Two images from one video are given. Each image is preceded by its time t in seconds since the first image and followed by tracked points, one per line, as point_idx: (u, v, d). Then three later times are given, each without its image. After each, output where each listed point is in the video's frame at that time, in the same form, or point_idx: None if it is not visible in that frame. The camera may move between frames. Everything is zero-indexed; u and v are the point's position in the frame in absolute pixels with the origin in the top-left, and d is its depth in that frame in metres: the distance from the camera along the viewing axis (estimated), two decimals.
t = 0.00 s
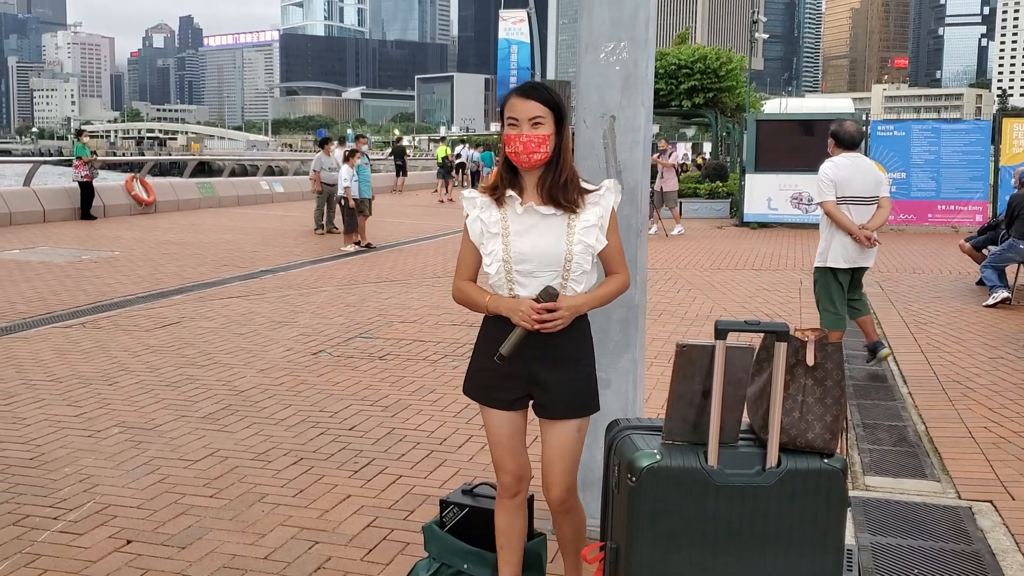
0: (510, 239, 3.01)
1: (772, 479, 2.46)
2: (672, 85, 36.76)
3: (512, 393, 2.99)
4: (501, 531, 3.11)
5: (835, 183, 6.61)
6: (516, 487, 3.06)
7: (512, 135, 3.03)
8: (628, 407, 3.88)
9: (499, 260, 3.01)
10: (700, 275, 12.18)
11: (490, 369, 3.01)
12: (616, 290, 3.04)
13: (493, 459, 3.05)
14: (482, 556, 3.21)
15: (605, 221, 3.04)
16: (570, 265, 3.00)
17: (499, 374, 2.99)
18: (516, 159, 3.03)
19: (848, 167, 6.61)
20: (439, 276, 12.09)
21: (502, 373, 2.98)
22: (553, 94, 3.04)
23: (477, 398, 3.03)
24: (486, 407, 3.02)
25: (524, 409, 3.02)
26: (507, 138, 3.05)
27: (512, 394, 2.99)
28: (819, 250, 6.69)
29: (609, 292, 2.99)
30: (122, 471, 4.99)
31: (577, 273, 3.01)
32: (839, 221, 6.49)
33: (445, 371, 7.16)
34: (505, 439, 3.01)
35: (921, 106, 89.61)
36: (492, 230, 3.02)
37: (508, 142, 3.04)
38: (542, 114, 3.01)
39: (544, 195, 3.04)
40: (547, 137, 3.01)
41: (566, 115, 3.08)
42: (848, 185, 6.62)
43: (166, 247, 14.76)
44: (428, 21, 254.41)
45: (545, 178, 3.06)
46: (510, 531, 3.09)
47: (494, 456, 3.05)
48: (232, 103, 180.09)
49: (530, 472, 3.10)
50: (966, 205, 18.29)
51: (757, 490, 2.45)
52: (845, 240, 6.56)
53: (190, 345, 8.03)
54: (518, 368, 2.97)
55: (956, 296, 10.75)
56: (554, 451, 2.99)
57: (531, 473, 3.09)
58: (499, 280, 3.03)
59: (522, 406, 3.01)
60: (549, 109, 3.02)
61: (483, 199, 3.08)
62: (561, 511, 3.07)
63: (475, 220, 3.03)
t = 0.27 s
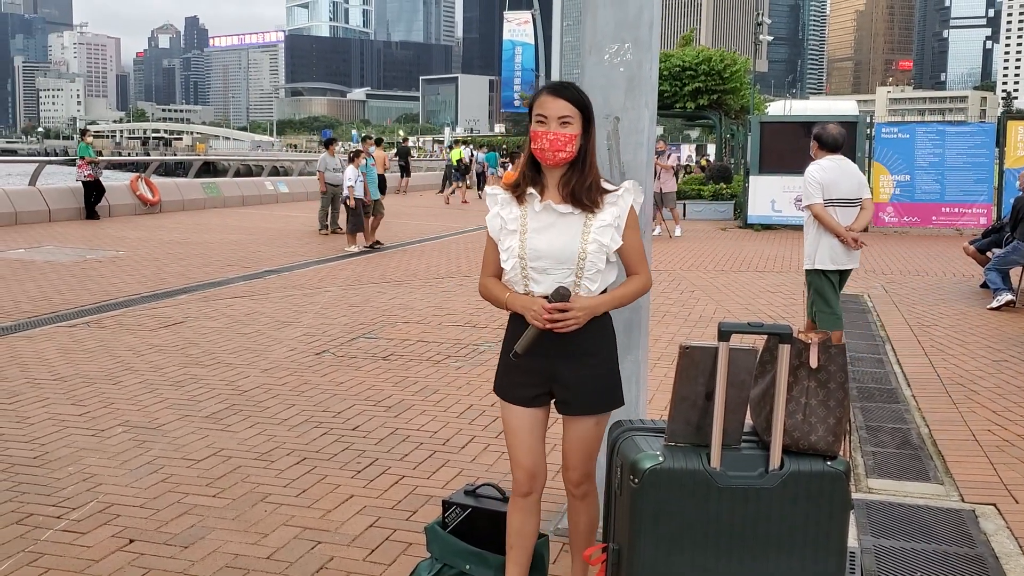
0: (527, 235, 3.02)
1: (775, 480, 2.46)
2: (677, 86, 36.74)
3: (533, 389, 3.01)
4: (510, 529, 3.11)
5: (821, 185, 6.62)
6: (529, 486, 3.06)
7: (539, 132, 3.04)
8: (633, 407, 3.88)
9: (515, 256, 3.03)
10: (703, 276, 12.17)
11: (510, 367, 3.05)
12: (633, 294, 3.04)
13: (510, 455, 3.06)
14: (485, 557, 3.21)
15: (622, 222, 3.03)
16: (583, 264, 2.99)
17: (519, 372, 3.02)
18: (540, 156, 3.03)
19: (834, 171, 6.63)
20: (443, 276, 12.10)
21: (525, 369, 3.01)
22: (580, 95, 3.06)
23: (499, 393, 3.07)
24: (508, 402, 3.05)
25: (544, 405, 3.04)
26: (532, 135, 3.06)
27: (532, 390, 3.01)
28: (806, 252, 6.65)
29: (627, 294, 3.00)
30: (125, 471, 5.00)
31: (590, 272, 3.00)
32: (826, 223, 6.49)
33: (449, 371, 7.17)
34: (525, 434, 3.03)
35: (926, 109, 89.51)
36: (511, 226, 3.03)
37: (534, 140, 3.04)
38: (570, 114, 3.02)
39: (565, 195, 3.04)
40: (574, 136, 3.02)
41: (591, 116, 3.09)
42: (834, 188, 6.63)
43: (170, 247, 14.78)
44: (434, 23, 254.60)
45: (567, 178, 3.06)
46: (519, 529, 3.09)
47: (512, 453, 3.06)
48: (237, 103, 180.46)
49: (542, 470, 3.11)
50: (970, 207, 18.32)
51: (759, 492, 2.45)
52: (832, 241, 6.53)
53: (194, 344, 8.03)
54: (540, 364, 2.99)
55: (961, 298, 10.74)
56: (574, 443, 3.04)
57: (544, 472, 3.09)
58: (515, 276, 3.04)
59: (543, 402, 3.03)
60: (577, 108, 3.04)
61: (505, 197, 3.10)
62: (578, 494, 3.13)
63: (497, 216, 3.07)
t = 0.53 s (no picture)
0: (531, 233, 3.10)
1: (773, 479, 2.46)
2: (676, 86, 36.75)
3: (541, 386, 3.05)
4: (514, 527, 3.13)
5: (807, 185, 6.58)
6: (533, 481, 3.08)
7: (542, 143, 3.08)
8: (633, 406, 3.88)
9: (519, 253, 3.12)
10: (703, 276, 12.18)
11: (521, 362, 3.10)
12: (633, 300, 3.02)
13: (516, 451, 3.10)
14: (485, 557, 3.22)
15: (621, 225, 3.02)
16: (577, 265, 3.02)
17: (530, 369, 3.06)
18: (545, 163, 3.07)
19: (819, 170, 6.61)
20: (442, 277, 12.10)
21: (535, 366, 3.06)
22: (582, 104, 3.04)
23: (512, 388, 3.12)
24: (517, 399, 3.09)
25: (553, 404, 3.07)
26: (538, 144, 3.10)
27: (540, 387, 3.05)
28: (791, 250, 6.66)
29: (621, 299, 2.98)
30: (124, 472, 5.00)
31: (585, 274, 3.02)
32: (811, 223, 6.50)
33: (448, 371, 7.17)
34: (532, 431, 3.07)
35: (925, 108, 89.57)
36: (517, 224, 3.14)
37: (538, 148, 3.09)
38: (570, 125, 3.02)
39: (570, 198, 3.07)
40: (575, 145, 3.02)
41: (594, 123, 3.06)
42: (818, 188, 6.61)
43: (169, 248, 14.78)
44: (433, 23, 254.55)
45: (572, 184, 3.08)
46: (523, 528, 3.11)
47: (518, 449, 3.10)
48: (237, 104, 180.50)
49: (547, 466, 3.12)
50: (968, 206, 18.30)
51: (758, 491, 2.46)
52: (817, 242, 6.58)
53: (193, 345, 8.03)
54: (547, 363, 3.03)
55: (959, 298, 10.74)
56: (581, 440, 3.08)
57: (549, 469, 3.11)
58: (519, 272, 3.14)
59: (550, 401, 3.06)
60: (581, 117, 3.03)
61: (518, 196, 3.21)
62: (586, 491, 3.13)
63: (507, 213, 3.19)
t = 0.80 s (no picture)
0: (534, 246, 3.11)
1: (773, 479, 2.46)
2: (675, 86, 36.77)
3: (548, 386, 3.08)
4: (518, 526, 3.13)
5: (786, 180, 6.66)
6: (538, 481, 3.08)
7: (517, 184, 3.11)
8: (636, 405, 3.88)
9: (523, 264, 3.15)
10: (702, 276, 12.18)
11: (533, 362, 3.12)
12: (637, 303, 3.05)
13: (523, 450, 3.11)
14: (484, 557, 3.23)
15: (620, 237, 3.02)
16: (581, 277, 3.03)
17: (539, 369, 3.09)
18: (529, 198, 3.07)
19: (797, 166, 6.69)
20: (441, 277, 12.10)
21: (544, 368, 3.09)
22: (537, 150, 2.95)
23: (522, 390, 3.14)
24: (527, 400, 3.12)
25: (561, 403, 3.10)
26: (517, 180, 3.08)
27: (548, 386, 3.08)
28: (767, 243, 6.68)
29: (625, 306, 3.01)
30: (123, 472, 5.00)
31: (589, 285, 3.03)
32: (788, 216, 6.55)
33: (447, 371, 7.17)
34: (539, 429, 3.09)
35: (923, 109, 89.62)
36: (519, 238, 3.17)
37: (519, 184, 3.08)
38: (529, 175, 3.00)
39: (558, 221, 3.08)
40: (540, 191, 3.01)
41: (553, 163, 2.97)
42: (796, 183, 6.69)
43: (168, 247, 14.78)
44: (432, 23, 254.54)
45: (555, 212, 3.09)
46: (527, 527, 3.12)
47: (525, 448, 3.10)
48: (236, 103, 180.50)
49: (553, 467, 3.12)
50: (966, 206, 18.30)
51: (757, 491, 2.46)
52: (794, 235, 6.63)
53: (191, 345, 8.03)
54: (556, 363, 3.06)
55: (958, 298, 10.75)
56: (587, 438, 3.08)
57: (554, 469, 3.10)
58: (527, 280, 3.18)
59: (558, 400, 3.09)
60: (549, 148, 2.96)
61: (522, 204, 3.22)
62: (587, 488, 3.13)
63: (511, 223, 3.22)
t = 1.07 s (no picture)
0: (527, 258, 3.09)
1: (773, 480, 2.45)
2: (675, 86, 36.79)
3: (553, 387, 3.07)
4: (521, 526, 3.12)
5: (767, 176, 6.87)
6: (542, 482, 3.07)
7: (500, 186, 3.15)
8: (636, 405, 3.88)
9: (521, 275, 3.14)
10: (701, 276, 12.17)
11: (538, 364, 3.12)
12: (643, 299, 3.05)
13: (527, 451, 3.10)
14: (483, 557, 3.22)
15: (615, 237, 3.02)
16: (581, 282, 3.02)
17: (541, 372, 3.08)
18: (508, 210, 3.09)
19: (779, 164, 6.90)
20: (440, 277, 12.09)
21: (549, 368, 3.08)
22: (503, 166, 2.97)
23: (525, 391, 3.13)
24: (532, 401, 3.11)
25: (566, 403, 3.09)
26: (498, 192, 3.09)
27: (552, 387, 3.07)
28: (746, 237, 6.90)
29: (631, 306, 3.00)
30: (121, 472, 4.99)
31: (590, 288, 3.02)
32: (769, 211, 6.76)
33: (446, 371, 7.16)
34: (543, 430, 3.08)
35: (923, 109, 89.61)
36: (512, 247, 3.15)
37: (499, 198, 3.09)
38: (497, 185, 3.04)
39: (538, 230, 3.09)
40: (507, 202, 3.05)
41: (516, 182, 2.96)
42: (778, 180, 6.89)
43: (166, 247, 14.75)
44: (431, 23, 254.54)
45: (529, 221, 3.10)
46: (531, 527, 3.11)
47: (529, 449, 3.09)
48: (235, 103, 180.50)
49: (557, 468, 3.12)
50: (965, 206, 18.29)
51: (757, 491, 2.45)
52: (775, 230, 6.84)
53: (190, 345, 8.01)
54: (561, 365, 3.04)
55: (957, 298, 10.74)
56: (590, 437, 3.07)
57: (558, 470, 3.10)
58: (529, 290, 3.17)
59: (561, 400, 3.07)
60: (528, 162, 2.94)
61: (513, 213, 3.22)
62: (592, 487, 3.12)
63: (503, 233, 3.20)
